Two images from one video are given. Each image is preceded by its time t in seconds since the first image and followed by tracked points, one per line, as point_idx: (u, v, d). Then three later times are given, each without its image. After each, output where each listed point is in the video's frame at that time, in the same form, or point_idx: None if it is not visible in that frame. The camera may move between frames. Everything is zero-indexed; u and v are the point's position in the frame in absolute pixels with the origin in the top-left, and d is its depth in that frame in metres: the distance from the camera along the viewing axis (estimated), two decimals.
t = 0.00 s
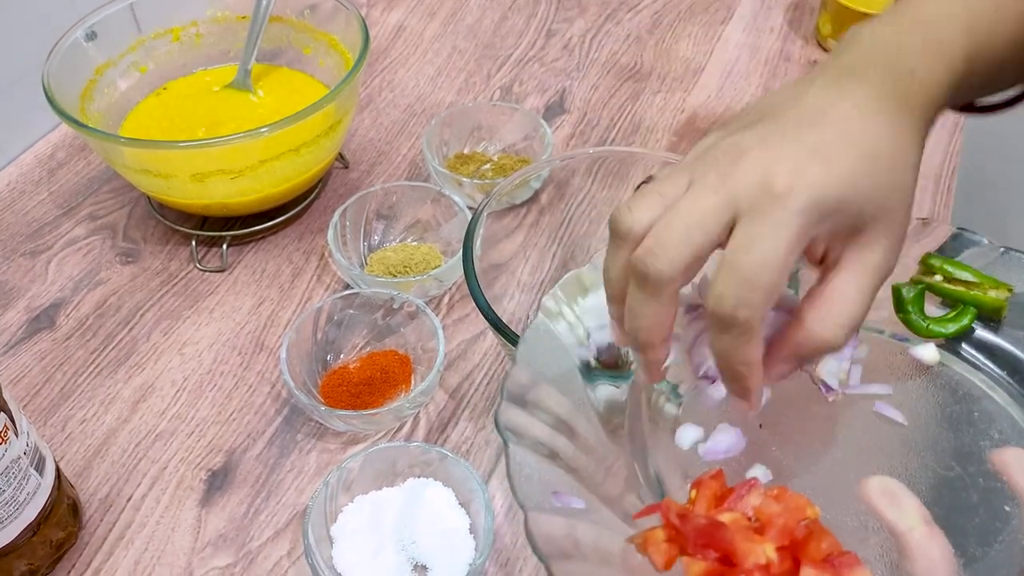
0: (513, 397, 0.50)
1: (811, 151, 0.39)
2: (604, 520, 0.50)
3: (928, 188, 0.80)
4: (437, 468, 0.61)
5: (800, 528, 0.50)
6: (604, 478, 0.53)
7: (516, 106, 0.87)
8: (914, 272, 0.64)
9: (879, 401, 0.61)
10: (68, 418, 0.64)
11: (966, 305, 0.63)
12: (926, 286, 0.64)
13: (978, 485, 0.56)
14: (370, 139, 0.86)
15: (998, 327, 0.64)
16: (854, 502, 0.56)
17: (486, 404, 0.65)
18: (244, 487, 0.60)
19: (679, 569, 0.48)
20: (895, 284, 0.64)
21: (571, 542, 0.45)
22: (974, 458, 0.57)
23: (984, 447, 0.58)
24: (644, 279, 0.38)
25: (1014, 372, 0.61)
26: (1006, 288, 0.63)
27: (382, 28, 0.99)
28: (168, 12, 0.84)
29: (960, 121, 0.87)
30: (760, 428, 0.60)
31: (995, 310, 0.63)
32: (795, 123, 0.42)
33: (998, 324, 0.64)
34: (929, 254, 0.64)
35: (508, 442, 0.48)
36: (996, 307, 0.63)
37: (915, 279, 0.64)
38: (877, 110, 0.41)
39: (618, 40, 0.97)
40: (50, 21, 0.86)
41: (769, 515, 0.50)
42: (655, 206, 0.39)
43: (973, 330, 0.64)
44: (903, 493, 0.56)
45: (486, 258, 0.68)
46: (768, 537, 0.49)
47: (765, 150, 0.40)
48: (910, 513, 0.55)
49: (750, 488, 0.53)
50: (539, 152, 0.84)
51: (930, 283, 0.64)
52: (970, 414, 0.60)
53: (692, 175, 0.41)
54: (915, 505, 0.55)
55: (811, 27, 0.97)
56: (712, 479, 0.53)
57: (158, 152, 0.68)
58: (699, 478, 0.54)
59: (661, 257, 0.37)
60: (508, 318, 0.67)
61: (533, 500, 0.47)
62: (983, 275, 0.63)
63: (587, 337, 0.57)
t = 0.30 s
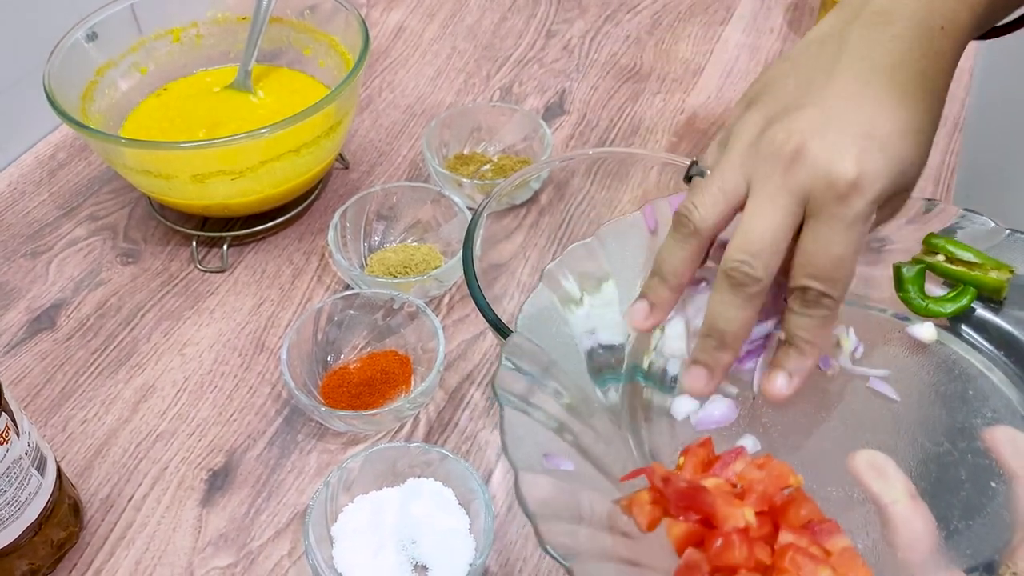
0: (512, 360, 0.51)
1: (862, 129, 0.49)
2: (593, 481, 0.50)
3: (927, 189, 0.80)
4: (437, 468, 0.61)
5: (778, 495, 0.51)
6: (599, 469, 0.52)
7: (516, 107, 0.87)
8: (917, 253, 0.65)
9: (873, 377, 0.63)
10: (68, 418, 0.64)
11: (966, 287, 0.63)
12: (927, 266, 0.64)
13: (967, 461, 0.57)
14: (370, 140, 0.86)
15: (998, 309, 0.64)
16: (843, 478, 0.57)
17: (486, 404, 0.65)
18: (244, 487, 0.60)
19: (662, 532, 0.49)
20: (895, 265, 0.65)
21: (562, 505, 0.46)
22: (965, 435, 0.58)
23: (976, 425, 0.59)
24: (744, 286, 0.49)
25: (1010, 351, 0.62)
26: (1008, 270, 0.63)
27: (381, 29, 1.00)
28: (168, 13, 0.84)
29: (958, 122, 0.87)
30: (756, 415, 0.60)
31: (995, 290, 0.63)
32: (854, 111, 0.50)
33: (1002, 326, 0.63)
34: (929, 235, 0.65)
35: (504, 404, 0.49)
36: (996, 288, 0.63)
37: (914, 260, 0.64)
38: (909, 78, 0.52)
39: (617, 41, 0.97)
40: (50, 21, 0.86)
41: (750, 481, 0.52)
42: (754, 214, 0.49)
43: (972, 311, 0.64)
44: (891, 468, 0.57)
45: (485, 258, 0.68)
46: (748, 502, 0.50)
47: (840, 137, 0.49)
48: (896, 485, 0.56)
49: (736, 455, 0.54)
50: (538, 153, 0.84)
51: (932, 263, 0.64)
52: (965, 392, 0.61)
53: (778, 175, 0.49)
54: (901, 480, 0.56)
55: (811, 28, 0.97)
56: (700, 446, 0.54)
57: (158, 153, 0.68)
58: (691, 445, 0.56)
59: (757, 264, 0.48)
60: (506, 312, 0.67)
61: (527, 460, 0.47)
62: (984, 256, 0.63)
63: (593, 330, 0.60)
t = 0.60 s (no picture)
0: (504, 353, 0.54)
1: (814, 94, 0.43)
2: (586, 466, 0.52)
3: (931, 189, 0.80)
4: (442, 469, 0.61)
5: (766, 472, 0.49)
6: (592, 453, 0.54)
7: (520, 108, 0.87)
8: (904, 245, 0.66)
9: (861, 363, 0.63)
10: (74, 419, 0.64)
11: (952, 275, 0.64)
12: (914, 257, 0.66)
13: (953, 442, 0.58)
14: (374, 141, 0.86)
15: (984, 297, 0.65)
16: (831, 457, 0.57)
17: (491, 405, 0.65)
18: (249, 488, 0.60)
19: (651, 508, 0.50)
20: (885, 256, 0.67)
21: (551, 486, 0.48)
22: (952, 417, 0.59)
23: (963, 407, 0.59)
24: (681, 237, 0.44)
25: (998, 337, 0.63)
26: (992, 259, 0.64)
27: (385, 29, 1.00)
28: (173, 14, 0.84)
29: (961, 121, 0.87)
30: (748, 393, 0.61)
31: (980, 279, 0.64)
32: (821, 69, 0.44)
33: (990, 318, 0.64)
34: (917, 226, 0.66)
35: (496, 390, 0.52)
36: (980, 276, 0.64)
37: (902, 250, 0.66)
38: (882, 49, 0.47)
39: (621, 42, 0.97)
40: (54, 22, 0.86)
41: (737, 458, 0.50)
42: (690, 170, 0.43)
43: (958, 300, 0.65)
44: (878, 450, 0.57)
45: (490, 259, 0.68)
46: (734, 478, 0.48)
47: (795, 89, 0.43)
48: (883, 467, 0.56)
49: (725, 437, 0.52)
50: (543, 154, 0.84)
51: (919, 253, 0.65)
52: (952, 376, 0.61)
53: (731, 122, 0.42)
54: (888, 460, 0.57)
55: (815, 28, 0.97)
56: (691, 429, 0.54)
57: (163, 154, 0.68)
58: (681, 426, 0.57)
59: (691, 214, 0.43)
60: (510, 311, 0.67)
61: (519, 443, 0.50)
62: (968, 246, 0.64)
63: (592, 332, 0.63)
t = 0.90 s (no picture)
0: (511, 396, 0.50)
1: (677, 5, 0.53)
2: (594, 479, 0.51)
3: (934, 192, 0.80)
4: (447, 474, 0.61)
5: (788, 527, 0.51)
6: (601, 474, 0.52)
7: (524, 111, 0.87)
8: (908, 272, 0.65)
9: (871, 399, 0.61)
10: (79, 423, 0.64)
11: (959, 305, 0.62)
12: (919, 286, 0.64)
13: (965, 483, 0.56)
14: (378, 143, 0.86)
15: (989, 326, 0.62)
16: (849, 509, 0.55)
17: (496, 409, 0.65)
18: (255, 491, 0.60)
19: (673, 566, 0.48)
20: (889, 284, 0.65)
21: (572, 546, 0.45)
22: (963, 455, 0.57)
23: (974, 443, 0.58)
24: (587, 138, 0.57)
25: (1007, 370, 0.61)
26: (1000, 287, 0.61)
27: (388, 32, 1.00)
28: (177, 17, 0.84)
29: (964, 124, 0.87)
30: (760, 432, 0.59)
31: (987, 309, 0.62)
32: None
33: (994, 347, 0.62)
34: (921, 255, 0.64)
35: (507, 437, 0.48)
36: (987, 307, 0.62)
37: (907, 278, 0.64)
38: None
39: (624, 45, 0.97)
40: (58, 25, 0.86)
41: (761, 512, 0.51)
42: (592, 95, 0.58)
43: (963, 329, 0.63)
44: (894, 492, 0.56)
45: (495, 263, 0.68)
46: (759, 534, 0.49)
47: None
48: (898, 509, 0.55)
49: (743, 487, 0.54)
50: (546, 157, 0.84)
51: (923, 283, 0.63)
52: (962, 412, 0.60)
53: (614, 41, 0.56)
54: (907, 506, 0.55)
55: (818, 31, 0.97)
56: (707, 478, 0.54)
57: (169, 158, 0.68)
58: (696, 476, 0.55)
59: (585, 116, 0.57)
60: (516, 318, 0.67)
61: (534, 496, 0.46)
62: (975, 275, 0.62)
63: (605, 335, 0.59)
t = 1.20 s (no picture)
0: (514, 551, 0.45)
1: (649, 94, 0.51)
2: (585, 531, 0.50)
3: (936, 192, 0.80)
4: (448, 474, 0.61)
5: None
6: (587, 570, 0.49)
7: (525, 110, 0.87)
8: (897, 361, 0.55)
9: (886, 523, 0.54)
10: (79, 423, 0.64)
11: (958, 397, 0.54)
12: (913, 379, 0.54)
13: None
14: (378, 143, 0.86)
15: (989, 416, 0.54)
16: None
17: (497, 409, 0.65)
18: (255, 492, 0.60)
19: None
20: (881, 379, 0.56)
21: None
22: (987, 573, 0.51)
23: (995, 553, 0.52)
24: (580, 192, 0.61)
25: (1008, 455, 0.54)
26: (997, 370, 0.53)
27: (389, 31, 0.99)
28: (178, 15, 0.84)
29: (967, 124, 0.87)
30: None
31: (988, 398, 0.53)
32: (672, 57, 0.52)
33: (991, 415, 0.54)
34: (910, 342, 0.54)
35: None
36: (987, 396, 0.53)
37: (897, 372, 0.55)
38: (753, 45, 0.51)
39: (625, 44, 0.97)
40: (58, 25, 0.86)
41: None
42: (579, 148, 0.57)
43: (966, 425, 0.54)
44: None
45: (496, 263, 0.68)
46: None
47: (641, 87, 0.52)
48: None
49: None
50: (547, 157, 0.84)
51: (915, 374, 0.54)
52: (982, 521, 0.53)
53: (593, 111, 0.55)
54: None
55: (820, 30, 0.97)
56: None
57: (169, 157, 0.68)
58: None
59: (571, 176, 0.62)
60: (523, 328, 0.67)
61: None
62: (970, 359, 0.53)
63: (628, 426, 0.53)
